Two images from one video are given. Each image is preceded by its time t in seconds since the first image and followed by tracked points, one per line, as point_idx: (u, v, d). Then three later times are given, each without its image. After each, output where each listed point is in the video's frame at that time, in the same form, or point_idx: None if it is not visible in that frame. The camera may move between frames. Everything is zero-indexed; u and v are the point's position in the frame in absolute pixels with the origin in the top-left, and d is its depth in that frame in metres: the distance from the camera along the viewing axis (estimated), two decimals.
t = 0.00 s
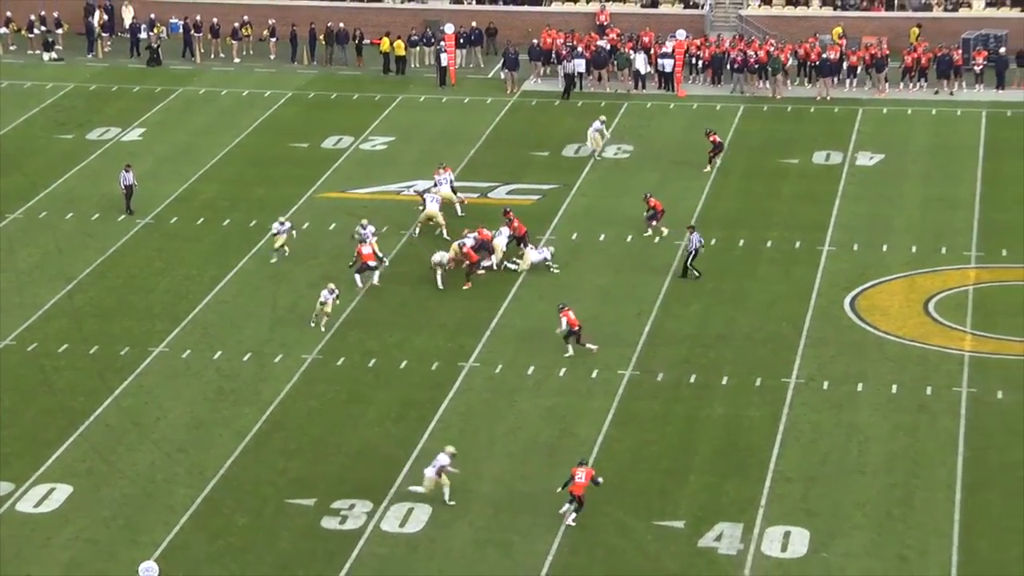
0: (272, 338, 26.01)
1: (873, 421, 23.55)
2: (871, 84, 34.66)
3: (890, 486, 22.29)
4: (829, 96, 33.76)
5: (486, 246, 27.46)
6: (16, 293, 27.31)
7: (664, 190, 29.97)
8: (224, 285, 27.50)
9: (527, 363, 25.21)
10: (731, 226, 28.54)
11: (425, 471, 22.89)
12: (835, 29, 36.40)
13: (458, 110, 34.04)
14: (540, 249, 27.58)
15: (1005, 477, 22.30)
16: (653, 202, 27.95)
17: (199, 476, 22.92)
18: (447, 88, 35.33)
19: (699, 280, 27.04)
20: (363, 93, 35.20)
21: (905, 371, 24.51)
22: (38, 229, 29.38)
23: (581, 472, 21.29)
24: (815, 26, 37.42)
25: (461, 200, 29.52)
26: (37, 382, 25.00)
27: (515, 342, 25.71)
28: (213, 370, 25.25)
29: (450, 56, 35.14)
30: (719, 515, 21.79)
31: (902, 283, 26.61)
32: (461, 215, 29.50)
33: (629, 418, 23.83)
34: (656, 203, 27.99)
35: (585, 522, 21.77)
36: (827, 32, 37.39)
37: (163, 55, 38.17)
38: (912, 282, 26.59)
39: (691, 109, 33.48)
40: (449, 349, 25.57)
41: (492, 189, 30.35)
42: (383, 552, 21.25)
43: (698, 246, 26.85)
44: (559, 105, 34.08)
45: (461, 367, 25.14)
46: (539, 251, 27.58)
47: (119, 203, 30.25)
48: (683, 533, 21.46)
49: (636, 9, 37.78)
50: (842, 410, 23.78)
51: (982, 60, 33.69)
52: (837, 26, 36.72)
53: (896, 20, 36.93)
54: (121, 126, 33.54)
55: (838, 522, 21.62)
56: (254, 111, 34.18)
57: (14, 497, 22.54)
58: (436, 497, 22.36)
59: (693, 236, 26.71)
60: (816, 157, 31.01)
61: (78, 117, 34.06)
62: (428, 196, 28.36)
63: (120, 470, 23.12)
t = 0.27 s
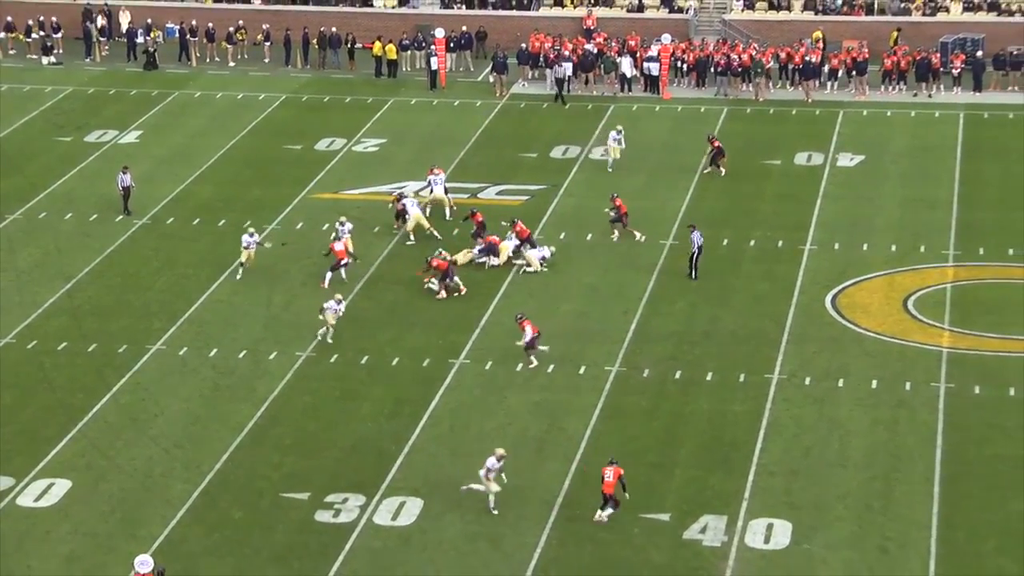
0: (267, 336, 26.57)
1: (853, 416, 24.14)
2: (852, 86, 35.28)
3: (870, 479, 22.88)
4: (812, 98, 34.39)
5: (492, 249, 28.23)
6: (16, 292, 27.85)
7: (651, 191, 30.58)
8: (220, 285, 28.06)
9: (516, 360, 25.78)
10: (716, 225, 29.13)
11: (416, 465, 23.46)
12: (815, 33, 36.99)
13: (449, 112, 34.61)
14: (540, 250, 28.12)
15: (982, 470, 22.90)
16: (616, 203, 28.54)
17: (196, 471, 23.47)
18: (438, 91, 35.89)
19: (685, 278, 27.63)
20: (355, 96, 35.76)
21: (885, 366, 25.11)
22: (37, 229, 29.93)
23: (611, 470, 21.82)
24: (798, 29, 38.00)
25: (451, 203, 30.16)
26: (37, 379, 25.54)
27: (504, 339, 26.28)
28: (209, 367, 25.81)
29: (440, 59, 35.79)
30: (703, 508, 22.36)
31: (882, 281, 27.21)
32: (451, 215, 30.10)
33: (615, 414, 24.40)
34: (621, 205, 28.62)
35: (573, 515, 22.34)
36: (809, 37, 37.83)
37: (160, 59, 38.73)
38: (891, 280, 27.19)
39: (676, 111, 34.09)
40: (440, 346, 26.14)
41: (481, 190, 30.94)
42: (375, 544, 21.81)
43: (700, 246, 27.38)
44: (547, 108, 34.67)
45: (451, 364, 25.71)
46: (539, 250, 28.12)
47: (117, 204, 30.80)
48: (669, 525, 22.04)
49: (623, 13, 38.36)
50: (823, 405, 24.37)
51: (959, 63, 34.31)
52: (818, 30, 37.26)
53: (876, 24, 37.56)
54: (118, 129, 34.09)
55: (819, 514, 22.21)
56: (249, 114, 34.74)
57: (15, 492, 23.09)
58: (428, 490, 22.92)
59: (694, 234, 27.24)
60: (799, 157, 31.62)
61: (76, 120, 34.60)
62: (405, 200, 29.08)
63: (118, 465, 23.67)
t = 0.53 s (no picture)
0: (264, 334, 27.09)
1: (839, 412, 24.69)
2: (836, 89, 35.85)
3: (855, 474, 23.41)
4: (798, 100, 34.99)
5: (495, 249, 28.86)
6: (17, 292, 28.36)
7: (640, 192, 31.14)
8: (218, 284, 28.58)
9: (508, 357, 26.31)
10: (703, 225, 29.71)
11: (411, 461, 23.99)
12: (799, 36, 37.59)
13: (442, 115, 35.15)
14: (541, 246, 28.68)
15: (964, 464, 23.45)
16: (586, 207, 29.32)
17: (195, 466, 23.99)
18: (431, 94, 36.38)
19: (674, 277, 28.18)
20: (350, 99, 36.25)
21: (870, 363, 25.66)
22: (38, 230, 30.44)
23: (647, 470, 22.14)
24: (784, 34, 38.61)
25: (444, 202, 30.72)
26: (39, 377, 26.06)
27: (497, 337, 26.82)
28: (207, 365, 26.33)
29: (434, 63, 36.35)
30: (692, 502, 22.89)
31: (866, 280, 27.78)
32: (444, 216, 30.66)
33: (605, 409, 24.94)
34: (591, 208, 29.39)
35: (564, 509, 22.87)
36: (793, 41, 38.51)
37: (159, 62, 39.28)
38: (875, 279, 27.75)
39: (665, 114, 34.65)
40: (433, 344, 26.67)
41: (474, 191, 31.51)
42: (371, 539, 22.34)
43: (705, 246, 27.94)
44: (539, 112, 35.18)
45: (445, 361, 26.24)
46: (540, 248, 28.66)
47: (117, 205, 31.31)
48: (658, 519, 22.57)
49: (612, 18, 38.90)
50: (809, 401, 24.92)
51: (941, 66, 34.89)
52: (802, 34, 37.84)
53: (859, 29, 37.99)
54: (118, 131, 34.60)
55: (805, 508, 22.75)
56: (246, 117, 35.26)
57: (17, 487, 23.60)
58: (422, 485, 23.44)
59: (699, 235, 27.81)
60: (786, 159, 32.19)
61: (76, 123, 35.12)
62: (388, 204, 29.63)
63: (119, 460, 24.19)
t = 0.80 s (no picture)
0: (265, 329, 27.64)
1: (828, 404, 25.23)
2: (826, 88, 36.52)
3: (843, 465, 23.95)
4: (789, 100, 35.65)
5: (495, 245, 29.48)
6: (24, 288, 28.90)
7: (635, 190, 31.70)
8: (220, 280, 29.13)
9: (505, 351, 26.86)
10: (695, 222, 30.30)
11: (409, 453, 24.54)
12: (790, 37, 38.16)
13: (440, 114, 35.71)
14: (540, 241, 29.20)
15: (950, 455, 23.98)
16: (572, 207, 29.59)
17: (198, 459, 24.54)
18: (429, 93, 37.02)
19: (667, 273, 28.73)
20: (350, 99, 36.81)
21: (859, 357, 26.21)
22: (44, 227, 30.99)
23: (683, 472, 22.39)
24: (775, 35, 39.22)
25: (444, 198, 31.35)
26: (45, 371, 26.61)
27: (493, 332, 27.37)
28: (210, 359, 26.88)
29: (432, 63, 36.88)
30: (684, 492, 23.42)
31: (855, 275, 28.33)
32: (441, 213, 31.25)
33: (600, 403, 25.49)
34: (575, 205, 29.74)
35: (560, 500, 23.41)
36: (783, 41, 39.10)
37: (163, 63, 39.85)
38: (864, 274, 28.31)
39: (658, 113, 35.28)
40: (432, 338, 27.23)
41: (471, 188, 32.10)
42: (370, 529, 22.88)
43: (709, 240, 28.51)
44: (535, 111, 35.80)
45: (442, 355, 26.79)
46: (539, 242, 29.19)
47: (121, 202, 31.87)
48: (651, 510, 23.10)
49: (606, 19, 39.50)
50: (799, 394, 25.46)
51: (928, 66, 35.55)
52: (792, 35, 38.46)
53: (848, 29, 38.60)
54: (122, 130, 35.16)
55: (795, 499, 23.27)
56: (248, 116, 35.81)
57: (23, 479, 24.15)
58: (420, 477, 23.99)
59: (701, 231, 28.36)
60: (778, 158, 32.75)
61: (80, 122, 35.67)
62: (377, 201, 30.17)
63: (123, 453, 24.74)
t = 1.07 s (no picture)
0: (256, 323, 28.20)
1: (806, 395, 25.84)
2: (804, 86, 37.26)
3: (821, 454, 24.54)
4: (769, 98, 36.39)
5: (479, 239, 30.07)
6: (18, 284, 29.42)
7: (618, 188, 32.32)
8: (212, 275, 29.68)
9: (490, 345, 27.45)
10: (676, 219, 30.96)
11: (397, 444, 25.11)
12: (768, 36, 38.66)
13: (427, 112, 36.28)
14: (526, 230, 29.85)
15: (924, 443, 24.59)
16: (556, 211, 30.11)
17: (189, 450, 25.09)
18: (416, 92, 37.59)
19: (649, 269, 29.35)
20: (339, 98, 37.37)
21: (836, 349, 26.82)
22: (38, 224, 31.51)
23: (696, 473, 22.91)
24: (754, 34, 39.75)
25: (431, 194, 32.03)
26: (41, 365, 27.14)
27: (479, 325, 27.97)
28: (201, 353, 27.43)
29: (419, 63, 37.42)
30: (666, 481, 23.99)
31: (832, 270, 28.97)
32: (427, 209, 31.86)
33: (583, 394, 26.08)
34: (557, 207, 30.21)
35: (544, 489, 23.98)
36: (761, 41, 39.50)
37: (155, 63, 40.38)
38: (841, 269, 28.94)
39: (639, 111, 35.96)
40: (419, 332, 27.81)
41: (456, 185, 32.73)
42: (359, 518, 23.45)
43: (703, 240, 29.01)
44: (520, 109, 36.46)
45: (429, 348, 27.37)
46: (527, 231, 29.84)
47: (114, 200, 32.40)
48: (634, 498, 23.67)
49: (588, 19, 40.07)
50: (778, 385, 26.07)
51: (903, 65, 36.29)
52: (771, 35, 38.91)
53: (825, 29, 39.22)
54: (115, 129, 35.68)
55: (774, 486, 23.85)
56: (238, 114, 36.35)
57: (18, 471, 24.68)
58: (408, 468, 24.56)
59: (694, 231, 28.82)
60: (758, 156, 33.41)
61: (73, 121, 36.19)
62: (354, 200, 30.56)
63: (117, 445, 25.28)
